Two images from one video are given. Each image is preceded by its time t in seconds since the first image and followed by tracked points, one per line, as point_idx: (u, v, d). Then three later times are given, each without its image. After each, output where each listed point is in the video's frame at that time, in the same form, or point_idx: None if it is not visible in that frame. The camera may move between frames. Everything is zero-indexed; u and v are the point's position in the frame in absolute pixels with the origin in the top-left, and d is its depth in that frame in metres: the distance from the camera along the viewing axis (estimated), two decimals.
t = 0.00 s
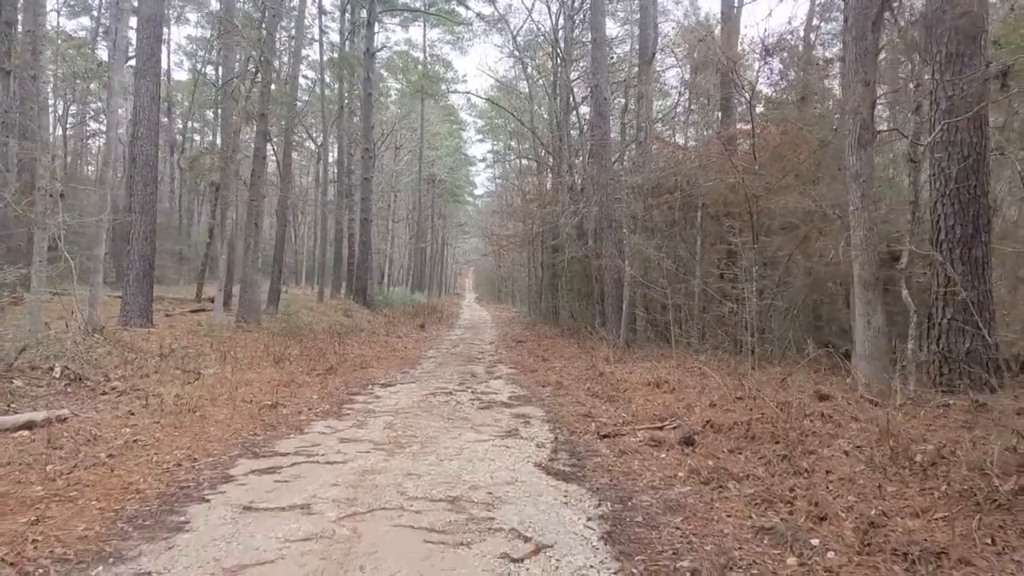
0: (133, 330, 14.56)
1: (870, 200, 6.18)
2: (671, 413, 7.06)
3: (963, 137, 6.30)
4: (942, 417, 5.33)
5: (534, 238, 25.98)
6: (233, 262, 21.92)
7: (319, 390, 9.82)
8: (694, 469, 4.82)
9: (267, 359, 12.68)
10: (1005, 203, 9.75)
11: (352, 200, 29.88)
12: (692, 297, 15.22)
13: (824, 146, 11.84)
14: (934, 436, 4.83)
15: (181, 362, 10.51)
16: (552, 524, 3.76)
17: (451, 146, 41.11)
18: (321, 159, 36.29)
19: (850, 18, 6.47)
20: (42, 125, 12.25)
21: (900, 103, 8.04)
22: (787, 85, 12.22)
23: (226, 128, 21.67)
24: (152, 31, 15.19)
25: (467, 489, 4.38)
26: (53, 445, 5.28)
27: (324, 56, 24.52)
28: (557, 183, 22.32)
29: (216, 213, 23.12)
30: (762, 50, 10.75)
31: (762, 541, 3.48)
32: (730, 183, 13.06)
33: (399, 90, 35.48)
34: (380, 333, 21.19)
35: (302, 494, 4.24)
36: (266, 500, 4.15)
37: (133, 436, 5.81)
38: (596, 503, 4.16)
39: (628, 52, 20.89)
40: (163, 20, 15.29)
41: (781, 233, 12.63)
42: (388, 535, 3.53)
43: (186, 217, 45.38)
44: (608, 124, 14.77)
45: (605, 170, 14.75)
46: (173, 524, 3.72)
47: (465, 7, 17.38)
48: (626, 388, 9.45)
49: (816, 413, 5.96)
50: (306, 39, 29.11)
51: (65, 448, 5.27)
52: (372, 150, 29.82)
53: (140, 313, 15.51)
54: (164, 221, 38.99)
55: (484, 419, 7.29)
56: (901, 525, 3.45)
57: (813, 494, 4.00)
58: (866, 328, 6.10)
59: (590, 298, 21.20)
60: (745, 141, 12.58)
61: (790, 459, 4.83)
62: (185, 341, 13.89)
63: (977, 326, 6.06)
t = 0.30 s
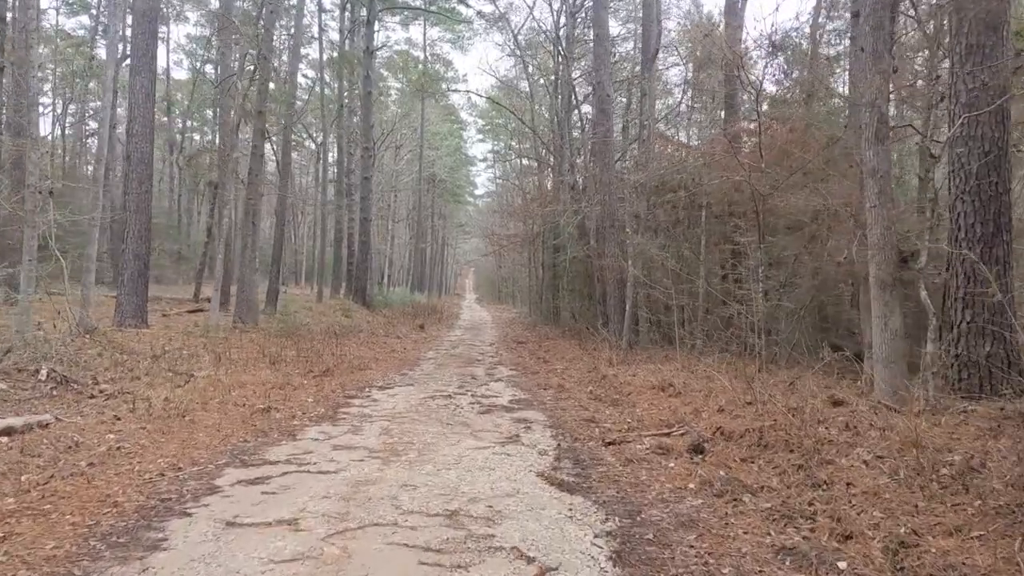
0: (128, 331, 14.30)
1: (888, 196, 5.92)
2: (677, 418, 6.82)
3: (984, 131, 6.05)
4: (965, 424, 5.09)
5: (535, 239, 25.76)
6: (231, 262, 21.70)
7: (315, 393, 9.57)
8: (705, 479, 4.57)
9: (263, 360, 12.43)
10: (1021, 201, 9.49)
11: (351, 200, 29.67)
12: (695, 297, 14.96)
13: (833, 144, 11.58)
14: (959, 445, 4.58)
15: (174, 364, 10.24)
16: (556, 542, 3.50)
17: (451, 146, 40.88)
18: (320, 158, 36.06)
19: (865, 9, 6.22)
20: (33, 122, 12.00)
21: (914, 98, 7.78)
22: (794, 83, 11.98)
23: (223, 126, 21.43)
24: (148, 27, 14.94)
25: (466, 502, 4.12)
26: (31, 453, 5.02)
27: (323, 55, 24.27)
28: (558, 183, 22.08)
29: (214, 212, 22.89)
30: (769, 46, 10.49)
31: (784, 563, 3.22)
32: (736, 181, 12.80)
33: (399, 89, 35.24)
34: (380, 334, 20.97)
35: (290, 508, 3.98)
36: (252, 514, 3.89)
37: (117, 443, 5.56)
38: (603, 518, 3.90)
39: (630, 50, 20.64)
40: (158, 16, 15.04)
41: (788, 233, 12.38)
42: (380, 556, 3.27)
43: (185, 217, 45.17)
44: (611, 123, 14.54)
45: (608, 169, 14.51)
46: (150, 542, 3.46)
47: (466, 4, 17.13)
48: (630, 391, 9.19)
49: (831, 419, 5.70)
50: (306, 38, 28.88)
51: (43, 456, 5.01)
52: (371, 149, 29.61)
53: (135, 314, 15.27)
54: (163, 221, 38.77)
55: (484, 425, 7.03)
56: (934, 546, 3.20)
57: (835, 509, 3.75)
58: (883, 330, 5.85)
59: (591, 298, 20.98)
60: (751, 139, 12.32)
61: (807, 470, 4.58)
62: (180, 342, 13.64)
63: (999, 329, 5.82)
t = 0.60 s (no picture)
0: (120, 332, 14.04)
1: (903, 188, 5.67)
2: (683, 421, 6.56)
3: (1003, 120, 5.80)
4: (988, 427, 4.83)
5: (535, 238, 25.53)
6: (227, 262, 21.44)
7: (309, 395, 9.31)
8: (715, 487, 4.31)
9: (257, 361, 12.16)
10: None
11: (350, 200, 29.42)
12: (698, 296, 14.69)
13: (840, 139, 11.32)
14: (983, 450, 4.33)
15: (164, 366, 9.98)
16: (557, 558, 3.24)
17: (450, 146, 40.64)
18: (318, 158, 35.80)
19: None
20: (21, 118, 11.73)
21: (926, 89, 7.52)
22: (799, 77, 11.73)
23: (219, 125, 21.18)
24: (141, 23, 14.68)
25: (461, 513, 3.85)
26: (2, 460, 4.75)
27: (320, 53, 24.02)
28: (558, 181, 21.83)
29: (211, 211, 22.65)
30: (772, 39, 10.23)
31: None
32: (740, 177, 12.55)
33: (398, 88, 34.99)
34: (378, 334, 20.71)
35: (272, 520, 3.72)
36: (231, 527, 3.62)
37: (94, 449, 5.28)
38: (608, 530, 3.64)
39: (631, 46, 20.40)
40: (151, 11, 14.78)
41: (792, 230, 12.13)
42: (365, 574, 3.01)
43: (183, 217, 44.92)
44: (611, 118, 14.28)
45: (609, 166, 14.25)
46: (117, 559, 3.19)
47: None
48: (633, 392, 8.93)
49: (844, 422, 5.45)
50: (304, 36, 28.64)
51: (14, 464, 4.74)
52: (370, 149, 29.36)
53: (128, 314, 15.00)
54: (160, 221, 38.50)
55: (482, 428, 6.76)
56: (970, 563, 2.94)
57: (858, 522, 3.48)
58: (898, 329, 5.60)
59: (591, 298, 20.72)
60: (754, 134, 12.08)
61: (823, 477, 4.32)
62: (173, 343, 13.38)
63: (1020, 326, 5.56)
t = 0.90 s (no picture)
0: (113, 333, 13.75)
1: (923, 183, 5.39)
2: (689, 427, 6.29)
3: None
4: (1016, 436, 4.56)
5: (535, 238, 25.26)
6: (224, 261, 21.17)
7: (303, 398, 9.02)
8: (729, 502, 4.04)
9: (251, 363, 11.87)
10: None
11: (349, 199, 29.14)
12: (701, 297, 14.41)
13: (849, 135, 11.05)
14: (1014, 462, 4.07)
15: (154, 367, 9.70)
16: None
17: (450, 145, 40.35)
18: (317, 157, 35.52)
19: None
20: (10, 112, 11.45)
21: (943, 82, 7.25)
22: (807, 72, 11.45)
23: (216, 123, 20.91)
24: (134, 17, 14.40)
25: (455, 531, 3.57)
26: None
27: (319, 51, 23.75)
28: (559, 180, 21.55)
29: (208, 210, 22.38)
30: (778, 32, 9.93)
31: None
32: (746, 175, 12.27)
33: (398, 87, 34.73)
34: (377, 335, 20.41)
35: (251, 539, 3.44)
36: (206, 548, 3.34)
37: (70, 457, 5.00)
38: (614, 551, 3.36)
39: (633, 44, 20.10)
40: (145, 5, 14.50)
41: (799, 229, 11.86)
42: None
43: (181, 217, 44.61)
44: (615, 115, 13.99)
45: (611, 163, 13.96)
46: None
47: None
48: (636, 396, 8.65)
49: (861, 430, 5.18)
50: (302, 34, 28.37)
51: None
52: (370, 147, 29.09)
53: (121, 314, 14.73)
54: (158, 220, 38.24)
55: (480, 434, 6.49)
56: None
57: (888, 544, 3.21)
58: (918, 331, 5.32)
59: (593, 299, 20.45)
60: (760, 131, 11.80)
61: (844, 491, 4.05)
62: (166, 344, 13.08)
63: None
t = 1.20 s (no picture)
0: (106, 333, 13.48)
1: (950, 178, 5.16)
2: (700, 433, 6.02)
3: None
4: None
5: (537, 237, 24.98)
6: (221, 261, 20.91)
7: (298, 401, 8.74)
8: (749, 517, 3.77)
9: (246, 364, 11.60)
10: None
11: (349, 198, 28.84)
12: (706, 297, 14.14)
13: (860, 131, 10.79)
14: None
15: (145, 369, 9.42)
16: None
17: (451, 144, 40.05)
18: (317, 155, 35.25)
19: None
20: None
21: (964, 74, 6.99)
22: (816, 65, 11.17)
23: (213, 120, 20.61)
24: (129, 12, 14.12)
25: (455, 551, 3.29)
26: None
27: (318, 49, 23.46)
28: (561, 178, 21.27)
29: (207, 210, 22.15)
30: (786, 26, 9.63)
31: None
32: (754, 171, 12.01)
33: (398, 86, 34.44)
34: (376, 335, 20.12)
35: (233, 559, 3.17)
36: (184, 569, 3.07)
37: (48, 465, 4.73)
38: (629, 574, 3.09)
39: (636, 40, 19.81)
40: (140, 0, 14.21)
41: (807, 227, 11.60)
42: None
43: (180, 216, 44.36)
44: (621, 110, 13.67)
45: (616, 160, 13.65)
46: None
47: None
48: (643, 399, 8.38)
49: (884, 438, 4.92)
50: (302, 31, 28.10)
51: None
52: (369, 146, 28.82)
53: (115, 314, 14.46)
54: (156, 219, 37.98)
55: (481, 440, 6.22)
56: None
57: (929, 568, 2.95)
58: (944, 333, 5.08)
59: (595, 298, 20.18)
60: (768, 127, 11.53)
61: (872, 506, 3.79)
62: (160, 344, 12.82)
63: None
